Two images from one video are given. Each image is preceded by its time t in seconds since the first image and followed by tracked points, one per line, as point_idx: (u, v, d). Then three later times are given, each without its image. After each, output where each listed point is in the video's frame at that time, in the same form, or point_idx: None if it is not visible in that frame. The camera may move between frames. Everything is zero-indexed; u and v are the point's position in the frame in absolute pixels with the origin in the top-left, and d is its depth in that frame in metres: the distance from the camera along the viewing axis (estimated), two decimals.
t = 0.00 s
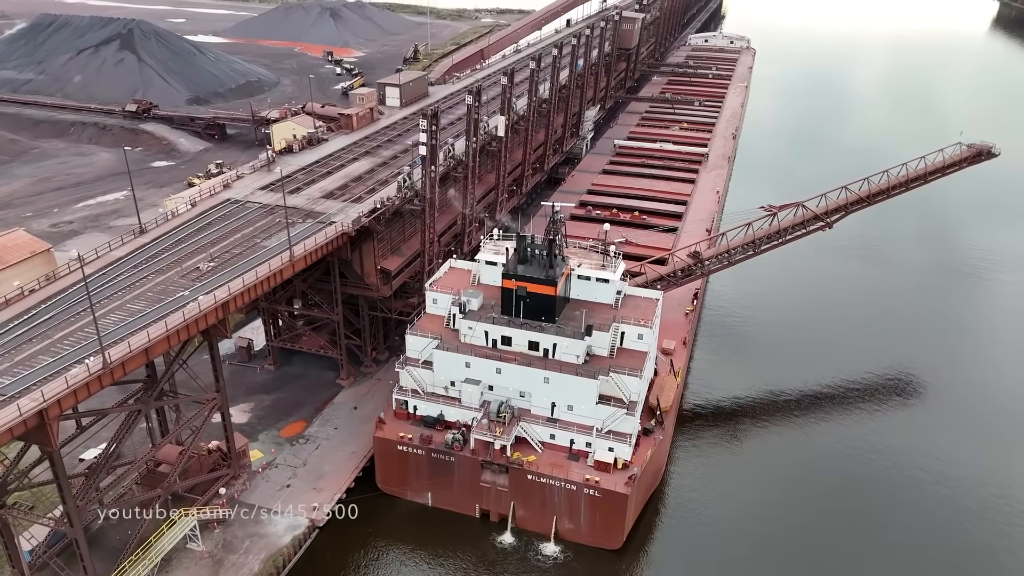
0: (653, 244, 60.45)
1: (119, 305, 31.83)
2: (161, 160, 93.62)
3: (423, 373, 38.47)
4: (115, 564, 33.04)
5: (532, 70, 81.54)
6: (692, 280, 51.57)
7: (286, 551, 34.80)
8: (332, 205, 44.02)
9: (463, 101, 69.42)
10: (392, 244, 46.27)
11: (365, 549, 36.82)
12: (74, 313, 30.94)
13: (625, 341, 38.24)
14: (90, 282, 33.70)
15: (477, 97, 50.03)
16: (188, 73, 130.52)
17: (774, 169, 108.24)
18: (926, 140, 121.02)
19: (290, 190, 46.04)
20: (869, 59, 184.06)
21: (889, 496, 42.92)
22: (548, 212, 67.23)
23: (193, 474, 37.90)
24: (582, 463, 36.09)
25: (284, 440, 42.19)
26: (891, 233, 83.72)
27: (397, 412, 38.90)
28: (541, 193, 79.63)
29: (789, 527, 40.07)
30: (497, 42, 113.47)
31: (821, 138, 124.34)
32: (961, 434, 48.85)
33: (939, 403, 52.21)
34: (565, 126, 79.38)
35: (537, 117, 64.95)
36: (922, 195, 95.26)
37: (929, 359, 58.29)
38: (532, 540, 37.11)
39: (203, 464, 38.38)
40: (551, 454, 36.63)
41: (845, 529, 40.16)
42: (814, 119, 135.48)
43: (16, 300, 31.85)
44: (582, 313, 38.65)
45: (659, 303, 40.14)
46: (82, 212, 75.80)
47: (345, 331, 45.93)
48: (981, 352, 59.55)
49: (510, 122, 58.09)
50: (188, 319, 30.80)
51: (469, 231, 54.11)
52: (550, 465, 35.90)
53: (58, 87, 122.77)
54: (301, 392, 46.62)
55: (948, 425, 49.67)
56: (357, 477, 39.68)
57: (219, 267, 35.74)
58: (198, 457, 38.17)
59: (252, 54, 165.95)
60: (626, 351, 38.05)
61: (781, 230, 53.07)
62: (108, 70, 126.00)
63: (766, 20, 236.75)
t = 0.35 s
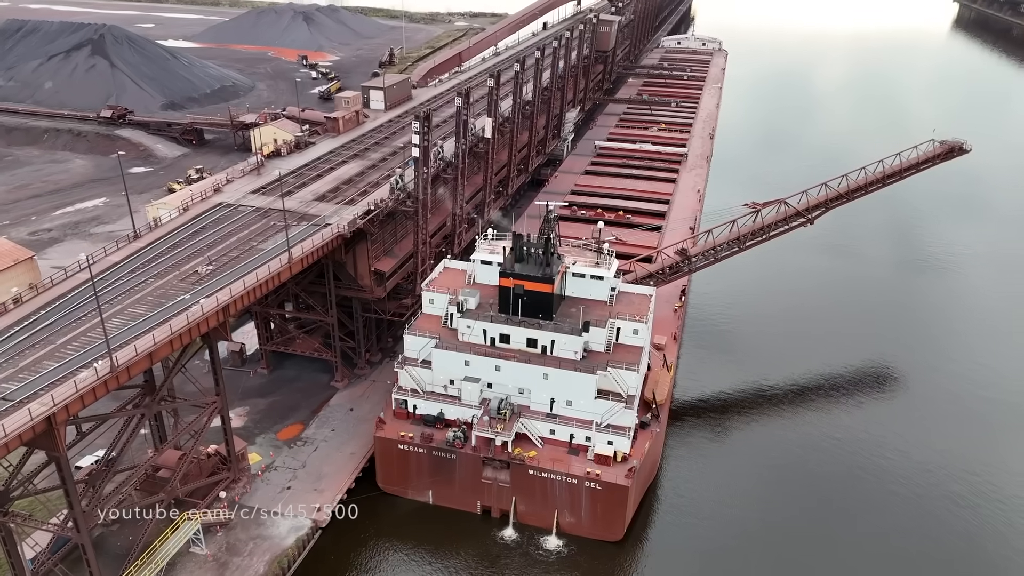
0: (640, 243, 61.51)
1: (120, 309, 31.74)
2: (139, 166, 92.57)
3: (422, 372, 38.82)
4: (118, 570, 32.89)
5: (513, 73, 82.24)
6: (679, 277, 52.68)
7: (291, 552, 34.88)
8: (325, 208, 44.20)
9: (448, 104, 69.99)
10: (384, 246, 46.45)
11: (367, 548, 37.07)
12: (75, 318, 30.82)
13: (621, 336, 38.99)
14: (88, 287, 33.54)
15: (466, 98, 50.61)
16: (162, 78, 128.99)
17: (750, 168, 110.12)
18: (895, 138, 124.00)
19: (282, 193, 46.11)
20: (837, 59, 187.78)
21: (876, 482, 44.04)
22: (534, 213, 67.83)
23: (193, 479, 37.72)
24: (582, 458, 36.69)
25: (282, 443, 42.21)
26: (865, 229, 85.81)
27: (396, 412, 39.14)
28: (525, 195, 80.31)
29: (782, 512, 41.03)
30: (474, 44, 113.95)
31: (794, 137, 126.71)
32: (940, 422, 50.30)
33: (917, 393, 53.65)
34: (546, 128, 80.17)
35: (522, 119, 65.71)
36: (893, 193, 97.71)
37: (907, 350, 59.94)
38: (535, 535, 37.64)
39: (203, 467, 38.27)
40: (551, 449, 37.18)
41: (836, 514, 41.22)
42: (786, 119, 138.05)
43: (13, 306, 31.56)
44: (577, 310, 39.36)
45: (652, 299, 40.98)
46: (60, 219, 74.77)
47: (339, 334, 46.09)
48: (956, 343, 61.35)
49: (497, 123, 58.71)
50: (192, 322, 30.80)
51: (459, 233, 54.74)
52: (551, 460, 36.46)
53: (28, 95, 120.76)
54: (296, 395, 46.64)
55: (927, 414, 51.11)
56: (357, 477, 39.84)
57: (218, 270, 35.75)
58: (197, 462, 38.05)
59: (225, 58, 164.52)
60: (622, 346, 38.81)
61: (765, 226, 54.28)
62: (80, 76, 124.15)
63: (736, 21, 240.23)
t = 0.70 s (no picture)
0: (626, 243, 62.35)
1: (121, 315, 31.60)
2: (115, 173, 91.30)
3: (420, 373, 39.09)
4: None
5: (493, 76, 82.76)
6: (667, 275, 53.53)
7: (295, 555, 34.96)
8: (317, 211, 44.28)
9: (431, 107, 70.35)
10: (377, 249, 46.56)
11: (370, 549, 37.29)
12: (75, 325, 30.67)
13: (616, 333, 39.68)
14: (85, 294, 33.32)
15: (454, 101, 51.04)
16: (134, 83, 127.22)
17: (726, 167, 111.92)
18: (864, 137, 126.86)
19: (273, 198, 46.09)
20: (805, 60, 191.14)
21: (863, 470, 45.20)
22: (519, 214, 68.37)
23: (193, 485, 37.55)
24: (582, 453, 37.24)
25: (278, 447, 42.16)
26: (840, 227, 87.74)
27: (395, 413, 39.36)
28: (508, 196, 80.87)
29: (772, 499, 42.16)
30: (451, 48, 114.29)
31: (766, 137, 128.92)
32: (921, 411, 51.78)
33: (897, 385, 55.09)
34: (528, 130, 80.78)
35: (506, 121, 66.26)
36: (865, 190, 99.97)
37: (885, 343, 61.55)
38: (536, 530, 38.13)
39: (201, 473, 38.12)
40: (551, 446, 37.67)
41: (825, 500, 42.42)
42: (759, 119, 140.40)
43: (10, 314, 31.23)
44: (572, 308, 40.01)
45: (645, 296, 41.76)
46: (37, 228, 73.54)
47: (332, 338, 46.06)
48: (931, 335, 63.12)
49: (482, 126, 59.22)
50: (196, 327, 30.79)
51: (448, 235, 55.11)
52: (552, 456, 36.97)
53: None
54: (290, 399, 46.58)
55: (908, 404, 52.56)
56: (356, 479, 39.94)
57: (215, 275, 35.71)
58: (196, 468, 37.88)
59: (197, 64, 162.69)
60: (618, 342, 39.50)
61: (749, 223, 55.40)
62: (49, 82, 122.01)
63: (705, 23, 243.58)
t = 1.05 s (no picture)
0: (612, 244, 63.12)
1: (119, 322, 31.37)
2: (91, 181, 90.05)
3: (418, 375, 39.32)
4: None
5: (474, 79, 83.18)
6: (655, 274, 54.34)
7: (298, 558, 34.96)
8: (309, 216, 44.28)
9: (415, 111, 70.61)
10: (368, 252, 46.61)
11: (372, 550, 37.44)
12: (74, 333, 30.44)
13: (611, 331, 40.19)
14: (81, 302, 33.03)
15: (442, 105, 51.33)
16: (107, 90, 125.48)
17: (703, 168, 113.55)
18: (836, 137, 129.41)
19: (263, 203, 45.98)
20: (775, 62, 194.31)
21: (851, 462, 46.23)
22: (505, 216, 68.81)
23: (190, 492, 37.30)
24: (580, 450, 37.69)
25: (275, 453, 42.01)
26: (816, 225, 89.41)
27: (393, 415, 39.49)
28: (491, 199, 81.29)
29: (765, 492, 42.99)
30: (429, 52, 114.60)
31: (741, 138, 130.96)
32: (903, 404, 53.07)
33: (880, 379, 56.38)
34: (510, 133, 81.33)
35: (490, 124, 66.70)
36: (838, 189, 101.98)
37: (865, 338, 62.96)
38: (537, 529, 38.49)
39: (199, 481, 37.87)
40: (549, 444, 38.07)
41: (816, 492, 43.36)
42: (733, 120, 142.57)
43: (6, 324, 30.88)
44: (567, 307, 40.53)
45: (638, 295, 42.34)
46: (14, 238, 72.33)
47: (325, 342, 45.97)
48: (909, 330, 64.71)
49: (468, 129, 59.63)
50: (196, 333, 30.67)
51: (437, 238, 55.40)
52: (551, 454, 37.37)
53: None
54: (283, 405, 46.42)
55: (891, 397, 53.83)
56: (355, 483, 39.95)
57: (211, 281, 35.58)
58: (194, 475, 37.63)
59: (169, 70, 160.91)
60: (613, 341, 40.04)
61: (733, 222, 56.46)
62: (19, 90, 119.93)
63: (675, 25, 246.54)
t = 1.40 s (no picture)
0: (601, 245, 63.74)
1: (119, 330, 31.15)
2: (69, 189, 88.78)
3: (417, 378, 39.51)
4: None
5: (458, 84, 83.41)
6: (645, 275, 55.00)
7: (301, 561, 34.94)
8: (303, 221, 44.21)
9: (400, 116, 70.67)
10: (362, 257, 46.59)
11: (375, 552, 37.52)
12: (74, 342, 30.19)
13: (607, 331, 40.61)
14: (78, 309, 32.71)
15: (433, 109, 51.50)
16: (81, 97, 123.69)
17: (683, 170, 114.82)
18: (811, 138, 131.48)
19: (255, 209, 45.81)
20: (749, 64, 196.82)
21: (841, 456, 47.09)
22: (493, 219, 69.12)
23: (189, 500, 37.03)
24: (580, 449, 38.02)
25: (272, 459, 41.82)
26: (797, 225, 90.79)
27: (391, 419, 39.56)
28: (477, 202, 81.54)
29: (760, 487, 43.73)
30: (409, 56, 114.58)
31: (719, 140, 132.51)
32: (889, 399, 54.12)
33: (866, 375, 57.44)
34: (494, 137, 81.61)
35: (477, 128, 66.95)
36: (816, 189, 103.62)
37: (849, 334, 64.14)
38: (537, 529, 38.75)
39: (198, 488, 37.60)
40: (549, 444, 38.37)
41: (809, 487, 44.13)
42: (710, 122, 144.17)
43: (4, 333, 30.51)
44: (563, 309, 40.98)
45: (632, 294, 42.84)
46: None
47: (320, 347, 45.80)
48: (890, 326, 66.03)
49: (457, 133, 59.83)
50: (199, 339, 30.53)
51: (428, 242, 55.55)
52: (551, 454, 37.68)
53: None
54: (278, 411, 46.20)
55: (877, 393, 54.87)
56: (354, 487, 39.90)
57: (209, 287, 35.41)
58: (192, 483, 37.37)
59: (144, 76, 158.98)
60: (609, 340, 40.48)
61: (721, 222, 57.31)
62: None
63: (650, 28, 248.60)
